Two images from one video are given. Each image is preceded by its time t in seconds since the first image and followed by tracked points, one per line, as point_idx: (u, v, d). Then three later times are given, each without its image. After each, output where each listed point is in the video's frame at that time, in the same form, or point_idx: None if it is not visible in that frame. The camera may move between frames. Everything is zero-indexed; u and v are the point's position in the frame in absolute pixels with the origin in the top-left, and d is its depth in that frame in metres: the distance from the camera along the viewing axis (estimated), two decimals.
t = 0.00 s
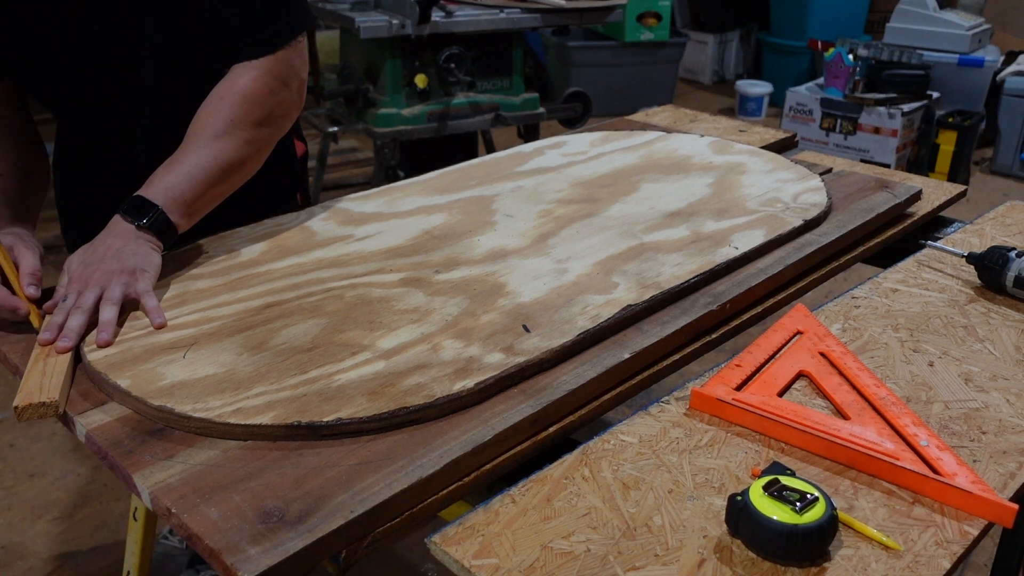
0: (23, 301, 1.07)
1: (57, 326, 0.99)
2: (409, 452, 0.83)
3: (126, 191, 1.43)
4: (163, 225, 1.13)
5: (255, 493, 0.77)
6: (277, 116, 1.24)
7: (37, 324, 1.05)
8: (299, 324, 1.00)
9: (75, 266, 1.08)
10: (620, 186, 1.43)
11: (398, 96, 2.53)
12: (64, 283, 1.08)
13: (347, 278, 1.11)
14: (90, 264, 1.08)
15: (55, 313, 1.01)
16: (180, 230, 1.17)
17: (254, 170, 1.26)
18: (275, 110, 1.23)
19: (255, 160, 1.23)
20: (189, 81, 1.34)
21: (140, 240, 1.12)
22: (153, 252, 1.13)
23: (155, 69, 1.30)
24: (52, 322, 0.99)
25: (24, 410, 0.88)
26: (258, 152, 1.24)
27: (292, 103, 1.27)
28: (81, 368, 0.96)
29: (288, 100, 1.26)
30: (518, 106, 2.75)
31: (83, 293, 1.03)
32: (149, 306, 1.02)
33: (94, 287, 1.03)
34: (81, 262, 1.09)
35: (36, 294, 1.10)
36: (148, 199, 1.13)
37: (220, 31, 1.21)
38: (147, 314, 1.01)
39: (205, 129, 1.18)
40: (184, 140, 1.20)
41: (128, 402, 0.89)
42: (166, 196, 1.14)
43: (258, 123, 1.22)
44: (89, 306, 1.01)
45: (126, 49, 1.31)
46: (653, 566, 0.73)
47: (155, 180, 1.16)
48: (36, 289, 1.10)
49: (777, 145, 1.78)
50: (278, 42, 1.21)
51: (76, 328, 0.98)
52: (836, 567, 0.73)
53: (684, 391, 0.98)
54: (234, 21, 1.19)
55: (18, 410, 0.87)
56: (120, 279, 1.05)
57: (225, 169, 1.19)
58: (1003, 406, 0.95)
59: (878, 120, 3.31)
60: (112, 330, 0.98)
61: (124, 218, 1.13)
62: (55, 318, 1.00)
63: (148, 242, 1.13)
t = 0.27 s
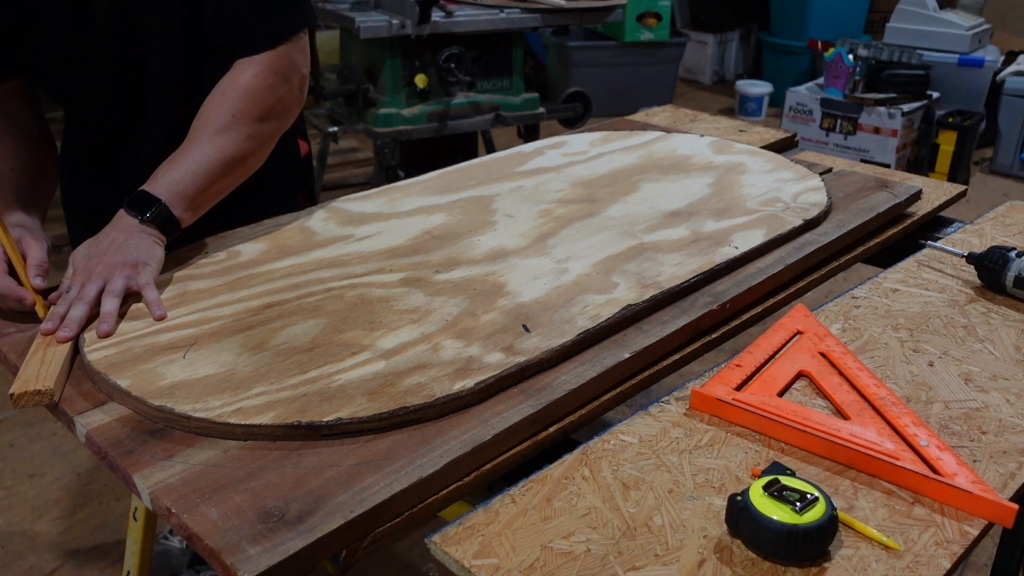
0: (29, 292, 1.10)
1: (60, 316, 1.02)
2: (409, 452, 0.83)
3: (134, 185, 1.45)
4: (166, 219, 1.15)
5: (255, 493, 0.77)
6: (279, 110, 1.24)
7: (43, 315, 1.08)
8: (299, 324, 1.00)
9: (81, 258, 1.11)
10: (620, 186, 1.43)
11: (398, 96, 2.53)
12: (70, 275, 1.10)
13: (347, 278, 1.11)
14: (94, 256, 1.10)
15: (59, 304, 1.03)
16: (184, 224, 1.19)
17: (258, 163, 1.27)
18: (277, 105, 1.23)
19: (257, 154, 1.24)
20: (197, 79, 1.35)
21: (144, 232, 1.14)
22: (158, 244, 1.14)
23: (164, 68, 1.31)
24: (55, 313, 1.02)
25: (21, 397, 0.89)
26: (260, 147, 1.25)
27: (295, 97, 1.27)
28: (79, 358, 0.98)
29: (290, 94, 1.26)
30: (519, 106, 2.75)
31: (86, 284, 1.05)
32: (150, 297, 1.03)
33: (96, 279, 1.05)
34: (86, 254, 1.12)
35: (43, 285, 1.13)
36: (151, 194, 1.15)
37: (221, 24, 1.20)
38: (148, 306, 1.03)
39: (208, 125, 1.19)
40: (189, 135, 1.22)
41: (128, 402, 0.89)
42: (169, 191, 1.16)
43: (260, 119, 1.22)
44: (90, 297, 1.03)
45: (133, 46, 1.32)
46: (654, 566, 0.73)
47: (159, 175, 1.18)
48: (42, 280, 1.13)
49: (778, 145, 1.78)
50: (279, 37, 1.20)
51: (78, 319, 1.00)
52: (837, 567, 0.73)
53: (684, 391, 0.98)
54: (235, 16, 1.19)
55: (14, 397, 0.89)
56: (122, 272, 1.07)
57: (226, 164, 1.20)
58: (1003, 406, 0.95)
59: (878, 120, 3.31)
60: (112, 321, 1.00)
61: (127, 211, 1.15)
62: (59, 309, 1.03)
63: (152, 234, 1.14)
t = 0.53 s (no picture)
0: (36, 284, 1.11)
1: (62, 309, 1.03)
2: (409, 452, 0.83)
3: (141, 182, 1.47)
4: (171, 214, 1.16)
5: (255, 493, 0.77)
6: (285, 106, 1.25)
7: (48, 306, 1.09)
8: (299, 324, 1.00)
9: (87, 252, 1.13)
10: (620, 186, 1.43)
11: (397, 96, 2.53)
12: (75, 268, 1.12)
13: (347, 278, 1.11)
14: (99, 250, 1.12)
15: (62, 297, 1.05)
16: (191, 219, 1.20)
17: (265, 159, 1.28)
18: (282, 101, 1.24)
19: (263, 150, 1.25)
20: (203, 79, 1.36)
21: (149, 226, 1.15)
22: (163, 240, 1.15)
23: (170, 69, 1.31)
24: (57, 307, 1.04)
25: (10, 389, 0.91)
26: (267, 142, 1.25)
27: (300, 93, 1.28)
28: (77, 352, 1.00)
29: (296, 90, 1.27)
30: (519, 106, 2.75)
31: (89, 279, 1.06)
32: (152, 294, 1.05)
33: (100, 273, 1.07)
34: (92, 248, 1.13)
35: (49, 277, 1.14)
36: (159, 189, 1.16)
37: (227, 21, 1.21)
38: (150, 302, 1.04)
39: (214, 121, 1.20)
40: (196, 131, 1.23)
41: (127, 401, 0.89)
42: (176, 187, 1.17)
43: (266, 114, 1.23)
44: (92, 292, 1.05)
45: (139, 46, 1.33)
46: (654, 566, 0.73)
47: (166, 170, 1.19)
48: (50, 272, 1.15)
49: (778, 145, 1.78)
50: (284, 33, 1.21)
51: (78, 313, 1.02)
52: (837, 567, 0.73)
53: (684, 391, 0.98)
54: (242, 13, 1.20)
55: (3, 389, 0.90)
56: (126, 266, 1.08)
57: (233, 160, 1.21)
58: (1003, 406, 0.95)
59: (878, 120, 3.31)
60: (112, 316, 1.01)
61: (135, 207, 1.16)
62: (62, 302, 1.04)
63: (157, 229, 1.15)
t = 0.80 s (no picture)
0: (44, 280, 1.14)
1: (64, 304, 1.04)
2: (410, 452, 0.83)
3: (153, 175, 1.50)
4: (177, 209, 1.16)
5: (256, 493, 0.77)
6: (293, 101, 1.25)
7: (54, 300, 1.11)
8: (300, 324, 1.00)
9: (93, 248, 1.14)
10: (620, 186, 1.43)
11: (397, 96, 2.53)
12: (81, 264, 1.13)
13: (347, 278, 1.11)
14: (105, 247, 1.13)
15: (66, 293, 1.06)
16: (198, 215, 1.20)
17: (274, 155, 1.28)
18: (290, 95, 1.24)
19: (271, 145, 1.25)
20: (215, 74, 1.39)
21: (154, 222, 1.15)
22: (169, 237, 1.15)
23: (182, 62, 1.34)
24: (60, 301, 1.05)
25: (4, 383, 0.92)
26: (275, 137, 1.25)
27: (308, 88, 1.28)
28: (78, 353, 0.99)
29: (304, 85, 1.27)
30: (519, 105, 2.75)
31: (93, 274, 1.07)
32: (153, 291, 1.05)
33: (103, 270, 1.08)
34: (99, 244, 1.14)
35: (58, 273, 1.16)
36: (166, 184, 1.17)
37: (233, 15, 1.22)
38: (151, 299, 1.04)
39: (222, 117, 1.20)
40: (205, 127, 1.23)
41: (128, 401, 0.89)
42: (183, 182, 1.17)
43: (273, 109, 1.23)
44: (94, 287, 1.05)
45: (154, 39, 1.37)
46: (654, 566, 0.74)
47: (175, 166, 1.19)
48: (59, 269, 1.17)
49: (778, 145, 1.78)
50: (291, 27, 1.21)
51: (79, 308, 1.03)
52: (837, 567, 0.73)
53: (685, 391, 0.99)
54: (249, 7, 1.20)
55: None
56: (129, 263, 1.09)
57: (240, 155, 1.21)
58: (1003, 406, 0.95)
59: (878, 120, 3.31)
60: (112, 312, 1.02)
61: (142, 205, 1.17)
62: (65, 297, 1.05)
63: (163, 226, 1.16)
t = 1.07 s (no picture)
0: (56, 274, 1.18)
1: (70, 297, 1.06)
2: (410, 452, 0.83)
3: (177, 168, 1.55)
4: (185, 208, 1.17)
5: (256, 493, 0.77)
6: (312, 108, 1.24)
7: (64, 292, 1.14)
8: (300, 323, 1.00)
9: (103, 243, 1.16)
10: (620, 185, 1.43)
11: (397, 96, 2.53)
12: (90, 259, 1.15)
13: (347, 278, 1.11)
14: (113, 242, 1.14)
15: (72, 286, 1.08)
16: (209, 216, 1.20)
17: (291, 160, 1.28)
18: (309, 102, 1.23)
19: (286, 150, 1.24)
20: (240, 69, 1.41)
21: (163, 219, 1.17)
22: (177, 235, 1.16)
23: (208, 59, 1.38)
24: (66, 294, 1.07)
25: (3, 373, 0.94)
26: (291, 142, 1.24)
27: (330, 96, 1.27)
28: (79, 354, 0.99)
29: (325, 92, 1.26)
30: (518, 105, 2.75)
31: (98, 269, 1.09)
32: (156, 288, 1.07)
33: (109, 265, 1.09)
34: (108, 239, 1.16)
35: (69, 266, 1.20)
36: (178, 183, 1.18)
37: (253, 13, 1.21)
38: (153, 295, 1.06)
39: (239, 120, 1.20)
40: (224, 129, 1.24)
41: (128, 401, 0.89)
42: (195, 182, 1.18)
43: (290, 115, 1.22)
44: (99, 282, 1.07)
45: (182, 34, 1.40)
46: (654, 566, 0.74)
47: (189, 166, 1.20)
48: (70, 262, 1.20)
49: (777, 145, 1.78)
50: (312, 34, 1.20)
51: (83, 302, 1.05)
52: (837, 567, 0.73)
53: (685, 391, 0.99)
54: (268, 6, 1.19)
55: None
56: (134, 259, 1.10)
57: (253, 158, 1.21)
58: (1004, 406, 0.95)
59: (878, 120, 3.31)
60: (114, 307, 1.03)
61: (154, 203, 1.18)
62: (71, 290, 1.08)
63: (172, 224, 1.16)
